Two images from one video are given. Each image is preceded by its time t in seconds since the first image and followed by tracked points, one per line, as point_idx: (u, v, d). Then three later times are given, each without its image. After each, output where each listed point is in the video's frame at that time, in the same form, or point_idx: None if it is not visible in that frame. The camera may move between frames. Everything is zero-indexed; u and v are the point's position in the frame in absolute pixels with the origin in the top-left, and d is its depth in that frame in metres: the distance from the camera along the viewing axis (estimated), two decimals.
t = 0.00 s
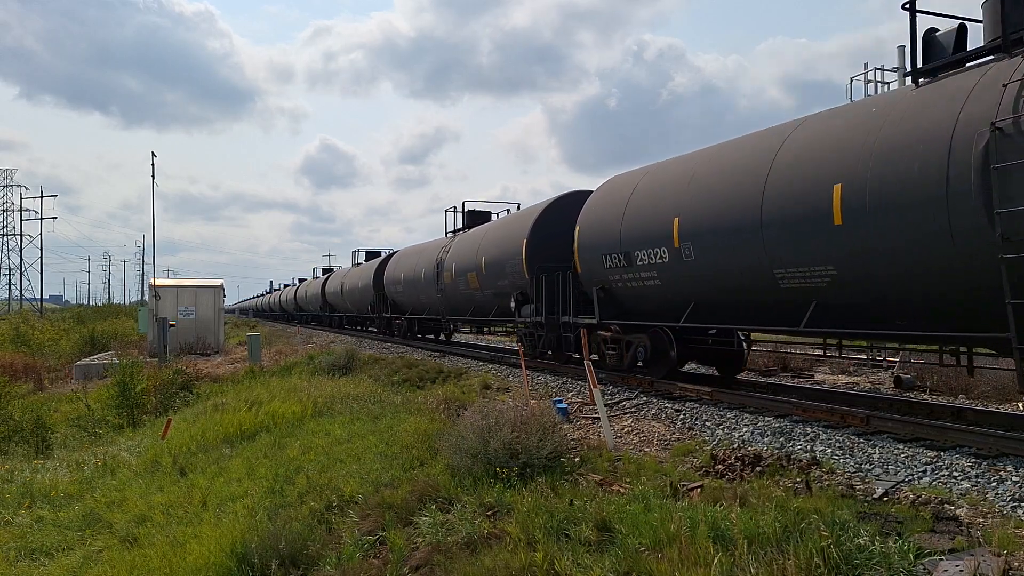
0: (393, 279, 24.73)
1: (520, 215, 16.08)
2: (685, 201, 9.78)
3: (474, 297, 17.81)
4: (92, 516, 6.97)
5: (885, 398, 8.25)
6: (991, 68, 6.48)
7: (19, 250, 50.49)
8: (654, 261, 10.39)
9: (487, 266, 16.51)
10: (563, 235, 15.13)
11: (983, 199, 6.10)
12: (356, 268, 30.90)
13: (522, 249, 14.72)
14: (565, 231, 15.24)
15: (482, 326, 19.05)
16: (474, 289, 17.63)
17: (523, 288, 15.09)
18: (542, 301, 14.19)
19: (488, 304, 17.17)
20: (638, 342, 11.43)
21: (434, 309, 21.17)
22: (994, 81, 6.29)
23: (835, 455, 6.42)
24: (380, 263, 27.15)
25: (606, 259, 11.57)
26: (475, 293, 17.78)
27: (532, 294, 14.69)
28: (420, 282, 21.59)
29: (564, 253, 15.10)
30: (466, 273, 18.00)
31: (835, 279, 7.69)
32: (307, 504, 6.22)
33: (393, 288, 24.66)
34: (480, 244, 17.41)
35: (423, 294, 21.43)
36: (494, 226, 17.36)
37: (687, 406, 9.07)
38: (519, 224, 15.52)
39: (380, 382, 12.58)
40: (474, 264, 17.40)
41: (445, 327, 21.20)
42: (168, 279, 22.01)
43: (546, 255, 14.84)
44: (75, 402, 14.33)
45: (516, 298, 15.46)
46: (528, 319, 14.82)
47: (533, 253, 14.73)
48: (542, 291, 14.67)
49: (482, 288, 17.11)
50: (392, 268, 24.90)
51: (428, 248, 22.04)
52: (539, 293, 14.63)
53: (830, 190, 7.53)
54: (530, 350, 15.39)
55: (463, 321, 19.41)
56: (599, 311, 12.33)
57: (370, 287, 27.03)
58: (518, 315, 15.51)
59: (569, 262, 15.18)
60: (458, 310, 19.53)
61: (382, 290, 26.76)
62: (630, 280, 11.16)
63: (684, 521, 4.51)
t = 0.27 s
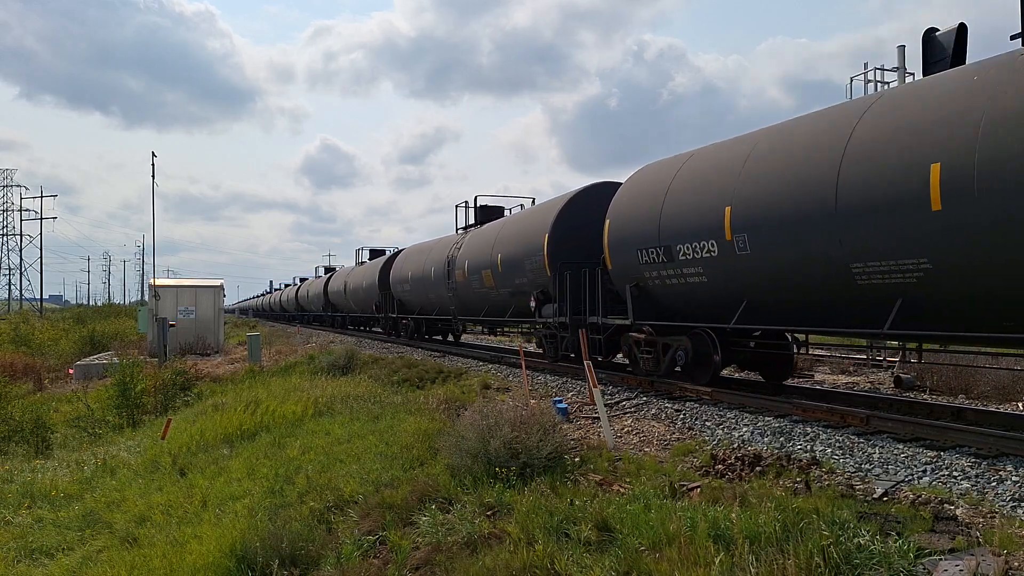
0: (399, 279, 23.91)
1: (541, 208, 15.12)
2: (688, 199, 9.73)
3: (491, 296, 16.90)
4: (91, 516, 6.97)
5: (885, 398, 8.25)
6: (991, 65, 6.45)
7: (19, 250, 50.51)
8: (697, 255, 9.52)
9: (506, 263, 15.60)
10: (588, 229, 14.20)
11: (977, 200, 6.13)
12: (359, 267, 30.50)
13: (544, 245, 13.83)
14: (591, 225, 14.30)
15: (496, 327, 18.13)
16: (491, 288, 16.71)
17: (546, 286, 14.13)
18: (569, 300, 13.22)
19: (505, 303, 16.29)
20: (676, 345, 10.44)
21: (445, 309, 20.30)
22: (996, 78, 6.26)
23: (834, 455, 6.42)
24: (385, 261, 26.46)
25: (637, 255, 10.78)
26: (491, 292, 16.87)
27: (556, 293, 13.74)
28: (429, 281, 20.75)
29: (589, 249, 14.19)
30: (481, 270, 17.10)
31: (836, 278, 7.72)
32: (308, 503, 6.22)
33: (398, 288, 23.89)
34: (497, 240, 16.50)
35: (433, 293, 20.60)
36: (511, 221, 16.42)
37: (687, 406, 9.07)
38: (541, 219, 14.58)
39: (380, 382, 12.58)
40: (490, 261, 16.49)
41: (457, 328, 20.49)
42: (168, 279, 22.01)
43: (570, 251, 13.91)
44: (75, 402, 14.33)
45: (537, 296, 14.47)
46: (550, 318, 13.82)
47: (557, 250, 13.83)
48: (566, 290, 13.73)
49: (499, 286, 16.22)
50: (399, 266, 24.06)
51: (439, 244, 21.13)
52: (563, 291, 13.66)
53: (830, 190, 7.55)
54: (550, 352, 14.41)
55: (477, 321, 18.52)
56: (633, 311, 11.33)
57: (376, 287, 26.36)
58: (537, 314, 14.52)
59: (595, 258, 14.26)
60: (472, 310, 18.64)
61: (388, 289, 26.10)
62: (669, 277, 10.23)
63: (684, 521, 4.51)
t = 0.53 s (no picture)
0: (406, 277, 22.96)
1: (566, 200, 14.03)
2: (694, 196, 9.66)
3: (508, 295, 15.93)
4: (91, 516, 6.97)
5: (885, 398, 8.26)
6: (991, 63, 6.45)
7: (19, 250, 50.52)
8: (754, 248, 8.55)
9: (526, 259, 14.58)
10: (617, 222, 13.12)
11: (977, 199, 6.13)
12: (361, 267, 30.09)
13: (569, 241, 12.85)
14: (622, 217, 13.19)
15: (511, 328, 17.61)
16: (508, 286, 15.74)
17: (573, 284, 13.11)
18: (597, 299, 12.22)
19: (523, 303, 15.36)
20: (726, 348, 9.49)
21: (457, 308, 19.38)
22: (996, 76, 6.25)
23: (834, 455, 6.42)
24: (391, 259, 25.71)
25: (674, 251, 9.94)
26: (508, 291, 15.91)
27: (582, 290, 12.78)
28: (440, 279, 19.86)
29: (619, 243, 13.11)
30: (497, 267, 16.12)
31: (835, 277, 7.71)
32: (308, 503, 6.22)
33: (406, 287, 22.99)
34: (516, 234, 15.50)
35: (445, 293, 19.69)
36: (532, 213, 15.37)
37: (687, 406, 9.07)
38: (565, 211, 13.57)
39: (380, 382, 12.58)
40: (509, 258, 15.49)
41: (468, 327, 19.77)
42: (168, 279, 22.02)
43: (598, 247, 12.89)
44: (75, 402, 14.33)
45: (559, 295, 13.50)
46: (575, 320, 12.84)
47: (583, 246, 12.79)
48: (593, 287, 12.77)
49: (517, 285, 15.24)
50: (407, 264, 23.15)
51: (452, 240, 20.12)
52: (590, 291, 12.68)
53: (830, 188, 7.55)
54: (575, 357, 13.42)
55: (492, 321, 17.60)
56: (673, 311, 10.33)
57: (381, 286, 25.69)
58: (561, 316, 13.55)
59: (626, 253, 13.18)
60: (485, 309, 17.74)
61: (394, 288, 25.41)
62: (718, 274, 9.28)
63: (684, 520, 4.51)
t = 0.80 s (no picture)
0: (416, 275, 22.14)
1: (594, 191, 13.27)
2: (693, 195, 9.71)
3: (528, 293, 15.14)
4: (91, 516, 6.98)
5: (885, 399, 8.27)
6: (988, 62, 6.46)
7: (20, 250, 50.54)
8: (824, 237, 7.63)
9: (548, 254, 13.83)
10: (650, 214, 12.34)
11: (976, 199, 6.15)
12: (366, 266, 29.38)
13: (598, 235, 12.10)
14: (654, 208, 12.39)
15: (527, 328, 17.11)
16: (528, 284, 14.97)
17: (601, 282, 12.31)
18: (630, 297, 11.41)
19: (544, 302, 14.56)
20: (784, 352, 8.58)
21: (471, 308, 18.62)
22: (994, 75, 6.27)
23: (834, 455, 6.42)
24: (399, 258, 24.92)
25: (724, 244, 9.08)
26: (528, 290, 15.14)
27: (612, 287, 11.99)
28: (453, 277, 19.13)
29: (652, 237, 12.29)
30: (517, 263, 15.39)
31: (833, 274, 7.73)
32: (308, 503, 6.22)
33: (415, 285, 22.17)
34: (538, 227, 14.73)
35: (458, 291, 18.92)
36: (556, 205, 14.56)
37: (687, 406, 9.07)
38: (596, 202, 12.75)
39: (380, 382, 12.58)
40: (530, 253, 14.70)
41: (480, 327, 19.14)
42: (168, 279, 22.02)
43: (628, 241, 12.12)
44: (75, 402, 14.33)
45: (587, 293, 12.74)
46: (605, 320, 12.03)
47: (612, 240, 12.04)
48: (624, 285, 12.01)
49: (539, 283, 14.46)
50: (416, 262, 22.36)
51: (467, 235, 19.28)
52: (622, 289, 11.92)
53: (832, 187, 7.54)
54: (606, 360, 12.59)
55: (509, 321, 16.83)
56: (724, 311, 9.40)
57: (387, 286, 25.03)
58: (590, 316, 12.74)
59: (659, 247, 12.37)
60: (500, 309, 17.04)
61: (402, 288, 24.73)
62: (778, 268, 8.40)
63: (684, 520, 4.51)
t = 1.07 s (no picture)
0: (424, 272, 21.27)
1: (625, 182, 12.41)
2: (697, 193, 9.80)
3: (550, 293, 14.26)
4: (92, 516, 6.98)
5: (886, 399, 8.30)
6: (987, 63, 6.55)
7: (20, 250, 50.55)
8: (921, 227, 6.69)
9: (575, 250, 12.93)
10: (690, 205, 11.43)
11: (972, 197, 6.21)
12: (372, 265, 28.78)
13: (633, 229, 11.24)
14: (694, 199, 11.51)
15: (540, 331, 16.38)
16: (550, 282, 14.09)
17: (637, 280, 11.43)
18: (672, 297, 10.55)
19: (568, 302, 13.76)
20: (861, 358, 7.79)
21: (487, 308, 17.74)
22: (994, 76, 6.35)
23: (834, 455, 6.42)
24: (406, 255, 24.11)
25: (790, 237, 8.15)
26: (550, 289, 14.33)
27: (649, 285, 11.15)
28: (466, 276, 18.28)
29: (692, 230, 11.41)
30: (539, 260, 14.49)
31: (882, 272, 7.30)
32: (308, 503, 6.22)
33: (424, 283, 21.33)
34: (562, 221, 13.86)
35: (473, 291, 18.04)
36: (581, 199, 13.70)
37: (687, 406, 9.08)
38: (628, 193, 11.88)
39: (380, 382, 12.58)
40: (554, 249, 13.80)
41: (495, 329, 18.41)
42: (168, 279, 22.01)
43: (666, 235, 11.24)
44: (75, 402, 14.33)
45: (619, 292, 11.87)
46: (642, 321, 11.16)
47: (648, 234, 11.21)
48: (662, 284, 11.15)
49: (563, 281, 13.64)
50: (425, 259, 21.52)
51: (481, 231, 18.38)
52: (658, 288, 11.04)
53: (833, 183, 7.61)
54: (641, 364, 11.76)
55: (527, 322, 15.97)
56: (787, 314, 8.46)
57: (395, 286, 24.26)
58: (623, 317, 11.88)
59: (701, 242, 11.47)
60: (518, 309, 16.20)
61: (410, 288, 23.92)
62: (858, 263, 7.45)
63: (684, 520, 4.51)
